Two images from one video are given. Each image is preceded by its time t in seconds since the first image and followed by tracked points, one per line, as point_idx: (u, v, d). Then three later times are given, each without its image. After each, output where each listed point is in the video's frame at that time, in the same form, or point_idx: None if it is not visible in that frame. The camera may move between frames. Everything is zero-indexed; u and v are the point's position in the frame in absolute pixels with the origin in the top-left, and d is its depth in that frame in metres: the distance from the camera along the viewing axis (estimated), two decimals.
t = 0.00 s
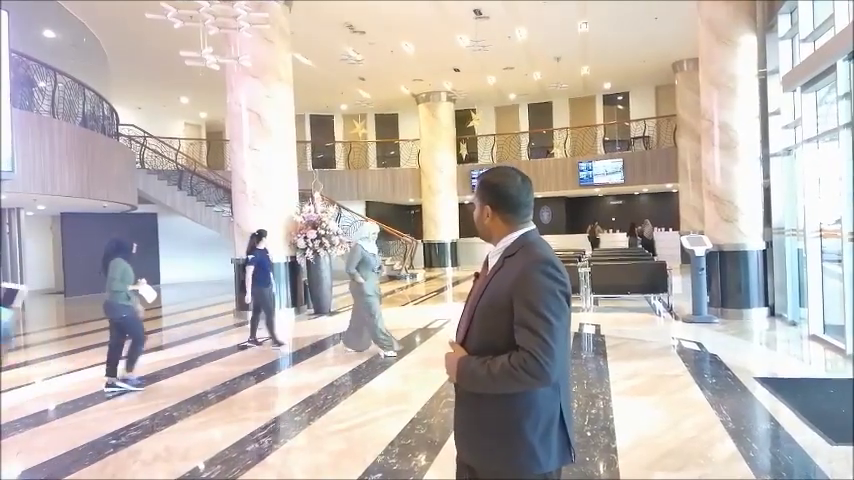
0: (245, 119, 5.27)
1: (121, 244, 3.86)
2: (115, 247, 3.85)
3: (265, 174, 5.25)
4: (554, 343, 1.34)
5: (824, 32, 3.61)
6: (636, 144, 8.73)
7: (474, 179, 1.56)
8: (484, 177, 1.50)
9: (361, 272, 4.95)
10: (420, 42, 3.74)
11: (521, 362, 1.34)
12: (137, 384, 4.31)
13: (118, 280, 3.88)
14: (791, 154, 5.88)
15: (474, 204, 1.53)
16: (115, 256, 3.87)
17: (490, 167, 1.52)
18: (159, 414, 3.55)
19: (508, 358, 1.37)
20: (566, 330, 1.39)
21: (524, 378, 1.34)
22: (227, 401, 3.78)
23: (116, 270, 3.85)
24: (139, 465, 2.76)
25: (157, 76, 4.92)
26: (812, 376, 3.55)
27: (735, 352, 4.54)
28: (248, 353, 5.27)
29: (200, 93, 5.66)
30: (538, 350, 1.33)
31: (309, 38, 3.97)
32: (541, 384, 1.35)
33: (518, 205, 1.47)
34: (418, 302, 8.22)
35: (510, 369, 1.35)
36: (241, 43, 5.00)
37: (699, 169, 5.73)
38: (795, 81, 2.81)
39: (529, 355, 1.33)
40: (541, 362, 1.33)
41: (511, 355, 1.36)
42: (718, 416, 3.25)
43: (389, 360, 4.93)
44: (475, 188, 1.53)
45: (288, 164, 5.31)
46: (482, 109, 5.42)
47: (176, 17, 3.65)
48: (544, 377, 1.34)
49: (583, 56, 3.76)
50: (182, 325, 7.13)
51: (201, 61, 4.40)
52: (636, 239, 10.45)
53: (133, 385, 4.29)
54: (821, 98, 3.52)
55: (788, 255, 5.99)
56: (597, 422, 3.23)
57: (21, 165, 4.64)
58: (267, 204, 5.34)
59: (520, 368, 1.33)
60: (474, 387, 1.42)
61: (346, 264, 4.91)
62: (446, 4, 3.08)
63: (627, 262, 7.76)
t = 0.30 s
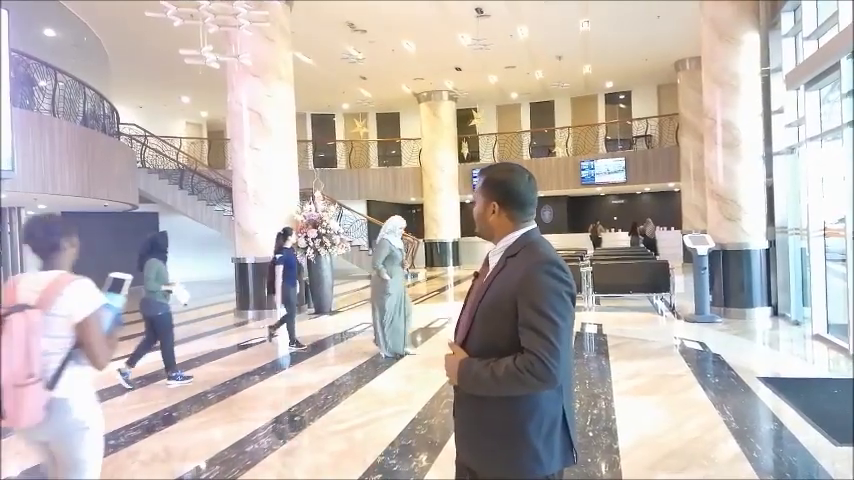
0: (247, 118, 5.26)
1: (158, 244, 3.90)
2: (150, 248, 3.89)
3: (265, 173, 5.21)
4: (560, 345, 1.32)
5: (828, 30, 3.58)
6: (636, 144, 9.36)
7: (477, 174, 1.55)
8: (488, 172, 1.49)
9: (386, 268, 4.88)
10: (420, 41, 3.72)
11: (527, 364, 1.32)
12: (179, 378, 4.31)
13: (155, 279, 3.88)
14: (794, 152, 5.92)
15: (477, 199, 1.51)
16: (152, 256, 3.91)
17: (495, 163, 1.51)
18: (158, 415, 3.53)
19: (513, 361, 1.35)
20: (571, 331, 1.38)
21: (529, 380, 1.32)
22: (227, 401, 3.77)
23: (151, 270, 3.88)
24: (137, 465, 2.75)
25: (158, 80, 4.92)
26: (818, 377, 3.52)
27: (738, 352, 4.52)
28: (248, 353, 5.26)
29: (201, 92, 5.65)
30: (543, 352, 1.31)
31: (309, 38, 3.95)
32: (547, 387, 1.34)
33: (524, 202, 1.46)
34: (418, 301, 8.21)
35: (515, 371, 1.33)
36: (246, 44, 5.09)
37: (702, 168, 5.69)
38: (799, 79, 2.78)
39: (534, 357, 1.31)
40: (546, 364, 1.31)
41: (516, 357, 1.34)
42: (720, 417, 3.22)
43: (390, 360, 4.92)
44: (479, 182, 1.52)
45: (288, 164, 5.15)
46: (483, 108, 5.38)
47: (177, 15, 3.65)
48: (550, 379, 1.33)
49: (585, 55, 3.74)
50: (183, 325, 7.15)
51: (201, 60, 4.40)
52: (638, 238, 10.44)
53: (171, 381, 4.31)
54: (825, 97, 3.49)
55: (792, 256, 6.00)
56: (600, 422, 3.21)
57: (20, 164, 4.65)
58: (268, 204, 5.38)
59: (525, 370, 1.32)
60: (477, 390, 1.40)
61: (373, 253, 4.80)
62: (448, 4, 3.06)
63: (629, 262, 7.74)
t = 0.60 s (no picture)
0: (248, 118, 5.26)
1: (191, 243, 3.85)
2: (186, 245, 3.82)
3: (265, 173, 5.25)
4: (563, 347, 1.32)
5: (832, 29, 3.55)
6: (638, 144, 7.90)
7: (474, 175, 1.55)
8: (487, 171, 1.49)
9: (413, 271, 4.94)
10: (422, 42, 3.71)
11: (531, 368, 1.31)
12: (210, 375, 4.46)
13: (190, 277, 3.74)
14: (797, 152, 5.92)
15: (476, 199, 1.51)
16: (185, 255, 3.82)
17: (496, 162, 1.51)
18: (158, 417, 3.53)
19: (516, 364, 1.34)
20: (573, 333, 1.37)
21: (532, 384, 1.31)
22: (227, 403, 3.76)
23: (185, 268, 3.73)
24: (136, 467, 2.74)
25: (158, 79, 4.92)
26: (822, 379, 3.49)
27: (741, 353, 4.51)
28: (250, 355, 5.24)
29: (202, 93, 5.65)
30: (548, 354, 1.30)
31: (309, 38, 3.96)
32: (551, 390, 1.33)
33: (523, 201, 1.47)
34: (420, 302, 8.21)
35: (519, 374, 1.32)
36: (245, 43, 4.92)
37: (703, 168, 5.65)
38: (801, 78, 2.75)
39: (538, 359, 1.30)
40: (551, 367, 1.30)
41: (519, 360, 1.33)
42: (723, 419, 3.21)
43: (391, 361, 4.93)
44: (476, 182, 1.51)
45: (288, 164, 5.29)
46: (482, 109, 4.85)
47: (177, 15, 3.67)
48: (555, 382, 1.32)
49: (586, 55, 3.72)
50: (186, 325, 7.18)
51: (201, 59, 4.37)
52: (640, 239, 10.42)
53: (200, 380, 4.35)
54: (827, 96, 3.47)
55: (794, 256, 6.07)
56: (601, 424, 3.19)
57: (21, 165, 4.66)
58: (269, 204, 5.33)
59: (530, 374, 1.30)
60: (479, 393, 1.38)
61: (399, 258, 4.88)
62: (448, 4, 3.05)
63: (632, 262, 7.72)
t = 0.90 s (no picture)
0: (250, 118, 5.34)
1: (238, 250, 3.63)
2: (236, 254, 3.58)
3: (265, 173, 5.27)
4: (565, 345, 1.31)
5: (835, 27, 3.52)
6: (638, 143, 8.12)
7: (466, 174, 1.53)
8: (481, 170, 1.49)
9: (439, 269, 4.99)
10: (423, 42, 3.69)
11: (533, 365, 1.30)
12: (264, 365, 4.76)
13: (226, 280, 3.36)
14: (799, 151, 5.93)
15: (469, 198, 1.49)
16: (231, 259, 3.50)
17: (489, 159, 1.50)
18: (159, 417, 3.52)
19: (517, 362, 1.33)
20: (572, 329, 1.37)
21: (535, 382, 1.30)
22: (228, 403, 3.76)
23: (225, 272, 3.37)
24: (135, 467, 2.74)
25: (157, 76, 4.91)
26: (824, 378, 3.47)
27: (743, 352, 4.49)
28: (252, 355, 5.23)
29: (203, 93, 5.65)
30: (549, 351, 1.29)
31: (309, 37, 3.99)
32: (553, 388, 1.32)
33: (517, 200, 1.48)
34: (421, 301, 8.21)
35: (521, 373, 1.31)
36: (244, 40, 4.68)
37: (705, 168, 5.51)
38: (804, 78, 2.73)
39: (540, 357, 1.29)
40: (553, 364, 1.30)
41: (520, 359, 1.32)
42: (725, 419, 3.19)
43: (392, 360, 4.93)
44: (469, 181, 1.50)
45: (289, 163, 5.35)
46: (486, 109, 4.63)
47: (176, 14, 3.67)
48: (557, 380, 1.31)
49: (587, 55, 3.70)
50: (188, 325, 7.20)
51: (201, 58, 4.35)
52: (642, 238, 10.41)
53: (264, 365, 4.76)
54: (830, 95, 3.44)
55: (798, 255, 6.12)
56: (602, 424, 3.18)
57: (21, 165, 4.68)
58: (270, 204, 5.25)
59: (532, 371, 1.29)
60: (479, 393, 1.37)
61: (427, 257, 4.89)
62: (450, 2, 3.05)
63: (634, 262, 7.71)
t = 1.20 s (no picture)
0: (250, 118, 5.32)
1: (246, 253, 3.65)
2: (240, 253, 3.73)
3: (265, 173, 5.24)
4: (557, 336, 1.45)
5: (837, 26, 3.50)
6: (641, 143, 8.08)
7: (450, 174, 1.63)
8: (465, 171, 1.58)
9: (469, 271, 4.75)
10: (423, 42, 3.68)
11: (533, 358, 1.41)
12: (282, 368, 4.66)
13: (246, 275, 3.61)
14: (801, 152, 5.91)
15: (455, 198, 1.59)
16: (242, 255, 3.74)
17: (472, 162, 1.61)
18: (157, 418, 3.52)
19: (515, 356, 1.43)
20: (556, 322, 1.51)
21: (535, 374, 1.40)
22: (228, 404, 3.76)
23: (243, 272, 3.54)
24: (133, 468, 2.73)
25: (158, 77, 4.91)
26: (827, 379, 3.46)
27: (744, 354, 4.47)
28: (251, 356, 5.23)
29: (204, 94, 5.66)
30: (546, 344, 1.41)
31: (309, 37, 4.02)
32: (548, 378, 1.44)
33: (501, 200, 1.59)
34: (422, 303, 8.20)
35: (520, 366, 1.41)
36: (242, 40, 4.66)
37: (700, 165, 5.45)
38: (805, 77, 2.72)
39: (538, 350, 1.41)
40: (550, 356, 1.42)
41: (519, 353, 1.42)
42: (726, 420, 3.18)
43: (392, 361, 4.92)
44: (454, 182, 1.59)
45: (290, 165, 5.21)
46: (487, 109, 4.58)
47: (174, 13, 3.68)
48: (553, 370, 1.43)
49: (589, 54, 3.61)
50: (188, 326, 7.20)
51: (200, 59, 4.52)
52: (644, 239, 10.41)
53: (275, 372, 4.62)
54: (832, 95, 3.42)
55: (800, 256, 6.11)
56: (603, 426, 3.17)
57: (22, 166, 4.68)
58: (270, 205, 5.39)
59: (532, 365, 1.40)
60: (479, 390, 1.44)
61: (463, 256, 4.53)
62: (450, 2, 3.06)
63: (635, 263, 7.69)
